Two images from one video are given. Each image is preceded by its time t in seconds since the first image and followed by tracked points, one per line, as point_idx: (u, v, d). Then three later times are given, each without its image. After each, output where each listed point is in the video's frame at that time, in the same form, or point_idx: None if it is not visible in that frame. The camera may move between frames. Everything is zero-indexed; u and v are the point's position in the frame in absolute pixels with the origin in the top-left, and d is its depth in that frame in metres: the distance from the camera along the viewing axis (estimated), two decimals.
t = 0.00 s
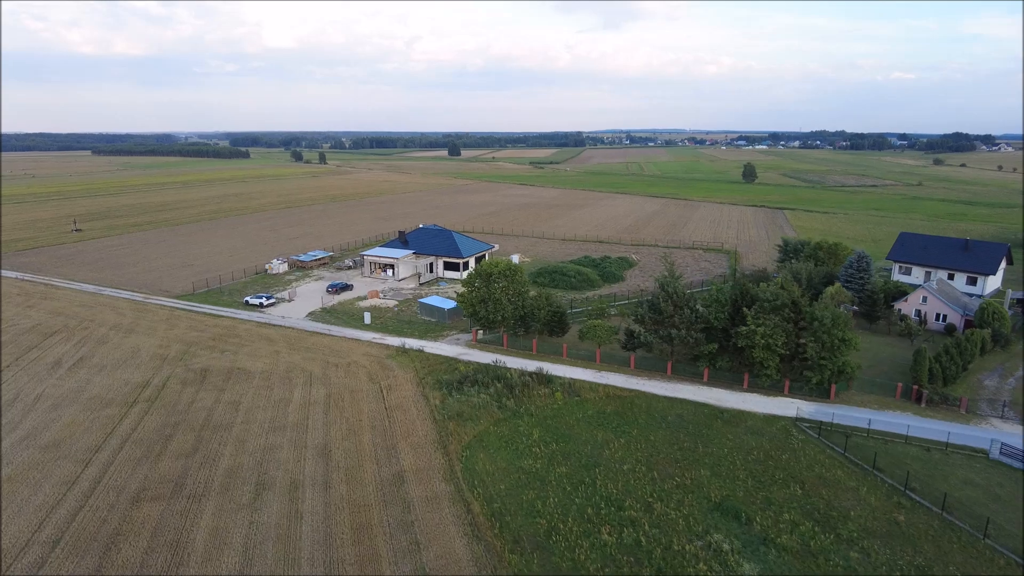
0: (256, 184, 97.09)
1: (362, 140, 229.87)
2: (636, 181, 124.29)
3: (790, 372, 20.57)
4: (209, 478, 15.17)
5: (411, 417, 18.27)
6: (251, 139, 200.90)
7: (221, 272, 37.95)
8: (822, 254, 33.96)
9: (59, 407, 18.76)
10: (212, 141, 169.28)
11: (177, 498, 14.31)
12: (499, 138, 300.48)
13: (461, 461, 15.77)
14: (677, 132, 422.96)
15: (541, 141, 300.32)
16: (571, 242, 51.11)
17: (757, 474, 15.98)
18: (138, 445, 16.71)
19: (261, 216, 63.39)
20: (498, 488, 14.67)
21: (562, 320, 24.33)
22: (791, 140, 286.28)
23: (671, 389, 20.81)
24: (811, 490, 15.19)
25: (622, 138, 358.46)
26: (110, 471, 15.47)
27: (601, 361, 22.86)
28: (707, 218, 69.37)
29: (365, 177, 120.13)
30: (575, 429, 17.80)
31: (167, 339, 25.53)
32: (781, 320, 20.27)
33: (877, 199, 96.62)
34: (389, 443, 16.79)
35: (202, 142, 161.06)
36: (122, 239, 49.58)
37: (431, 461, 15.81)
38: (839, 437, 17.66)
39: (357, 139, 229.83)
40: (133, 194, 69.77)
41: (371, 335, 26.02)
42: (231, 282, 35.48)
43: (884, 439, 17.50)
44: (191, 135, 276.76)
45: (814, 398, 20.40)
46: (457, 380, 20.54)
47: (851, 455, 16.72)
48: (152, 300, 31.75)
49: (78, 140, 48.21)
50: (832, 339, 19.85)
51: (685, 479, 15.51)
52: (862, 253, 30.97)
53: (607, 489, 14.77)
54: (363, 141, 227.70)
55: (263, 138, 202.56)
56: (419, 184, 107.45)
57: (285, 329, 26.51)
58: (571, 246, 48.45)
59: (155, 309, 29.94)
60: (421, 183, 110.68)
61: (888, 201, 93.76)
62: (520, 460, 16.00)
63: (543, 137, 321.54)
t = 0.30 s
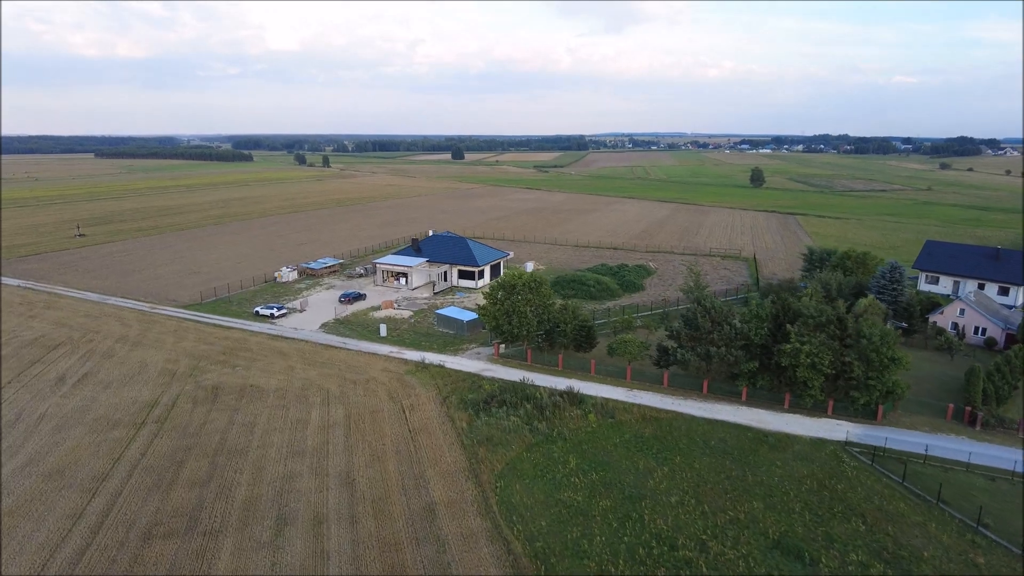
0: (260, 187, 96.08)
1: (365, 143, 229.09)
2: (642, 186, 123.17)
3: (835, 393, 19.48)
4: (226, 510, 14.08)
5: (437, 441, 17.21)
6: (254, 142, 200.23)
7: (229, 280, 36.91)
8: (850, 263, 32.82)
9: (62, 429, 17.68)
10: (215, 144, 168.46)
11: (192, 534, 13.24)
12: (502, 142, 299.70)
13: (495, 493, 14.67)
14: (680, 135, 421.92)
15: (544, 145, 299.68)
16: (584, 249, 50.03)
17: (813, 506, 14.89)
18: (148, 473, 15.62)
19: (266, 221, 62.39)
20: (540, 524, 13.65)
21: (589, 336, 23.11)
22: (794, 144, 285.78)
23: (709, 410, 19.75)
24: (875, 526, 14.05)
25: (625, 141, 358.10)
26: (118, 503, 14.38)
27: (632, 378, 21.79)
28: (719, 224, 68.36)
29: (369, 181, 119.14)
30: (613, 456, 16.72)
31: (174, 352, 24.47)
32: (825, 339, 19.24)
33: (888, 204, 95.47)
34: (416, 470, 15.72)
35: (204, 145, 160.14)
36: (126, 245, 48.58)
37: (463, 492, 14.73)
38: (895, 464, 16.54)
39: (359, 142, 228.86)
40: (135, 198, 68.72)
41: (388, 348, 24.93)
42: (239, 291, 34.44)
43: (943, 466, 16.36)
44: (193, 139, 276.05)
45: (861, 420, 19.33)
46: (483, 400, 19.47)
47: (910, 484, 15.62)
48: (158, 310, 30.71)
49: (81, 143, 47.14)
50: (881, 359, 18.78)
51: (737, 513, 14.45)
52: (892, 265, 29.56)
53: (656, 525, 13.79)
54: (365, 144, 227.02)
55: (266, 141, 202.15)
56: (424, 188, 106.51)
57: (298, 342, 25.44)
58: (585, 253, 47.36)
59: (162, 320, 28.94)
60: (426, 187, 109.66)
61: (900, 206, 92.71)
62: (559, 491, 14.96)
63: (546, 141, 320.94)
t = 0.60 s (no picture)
0: (263, 191, 95.12)
1: (366, 146, 228.38)
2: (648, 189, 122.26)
3: (884, 415, 18.32)
4: (244, 549, 12.96)
5: (467, 468, 16.11)
6: (255, 145, 199.28)
7: (236, 289, 35.81)
8: (880, 272, 31.74)
9: (65, 454, 16.56)
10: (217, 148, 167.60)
11: None
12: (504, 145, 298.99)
13: (536, 529, 13.64)
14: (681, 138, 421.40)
15: (546, 148, 298.96)
16: (598, 254, 48.98)
17: (878, 542, 13.75)
18: (157, 505, 14.49)
19: (272, 226, 61.39)
20: (587, 566, 12.57)
21: (618, 352, 21.95)
22: (796, 146, 285.00)
23: (751, 432, 18.63)
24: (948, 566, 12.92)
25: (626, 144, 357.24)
26: (126, 540, 13.26)
27: (666, 397, 20.67)
28: (731, 228, 67.36)
29: (373, 184, 118.19)
30: (656, 485, 15.64)
31: (183, 367, 23.37)
32: (874, 358, 18.12)
33: (899, 207, 94.49)
34: (447, 502, 14.61)
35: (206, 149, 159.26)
36: (130, 251, 47.54)
37: (500, 528, 13.63)
38: (959, 494, 15.40)
39: (361, 145, 228.05)
40: (138, 203, 67.74)
41: (406, 363, 23.83)
42: (248, 300, 33.35)
43: (1011, 496, 15.21)
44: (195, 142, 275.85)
45: (912, 443, 18.16)
46: (511, 421, 18.36)
47: (979, 517, 14.47)
48: (165, 321, 29.61)
49: (83, 147, 46.09)
50: (935, 380, 17.62)
51: (797, 551, 13.33)
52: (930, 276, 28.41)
53: (713, 567, 12.76)
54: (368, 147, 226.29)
55: (267, 144, 201.33)
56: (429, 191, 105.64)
57: (312, 356, 24.35)
58: (599, 259, 46.29)
59: (169, 332, 27.84)
60: (431, 190, 108.74)
61: (911, 210, 91.71)
62: (603, 527, 13.90)
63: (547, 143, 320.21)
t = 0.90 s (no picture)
0: (266, 193, 94.06)
1: (367, 148, 227.50)
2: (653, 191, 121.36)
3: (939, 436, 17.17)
4: None
5: (501, 495, 15.03)
6: (256, 146, 198.00)
7: (244, 297, 34.71)
8: (911, 280, 30.69)
9: (69, 481, 15.43)
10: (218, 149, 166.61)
11: None
12: (505, 146, 298.17)
13: (583, 569, 12.63)
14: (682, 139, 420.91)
15: (547, 150, 298.07)
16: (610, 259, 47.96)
17: None
18: (169, 540, 13.38)
19: (276, 229, 60.35)
20: None
21: (650, 366, 20.88)
22: (798, 147, 284.48)
23: (797, 454, 17.54)
24: None
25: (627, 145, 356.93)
26: None
27: (703, 415, 19.58)
28: (742, 231, 66.36)
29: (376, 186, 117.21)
30: (704, 516, 14.59)
31: (191, 382, 22.25)
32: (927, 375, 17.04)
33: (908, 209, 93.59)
34: (483, 535, 13.54)
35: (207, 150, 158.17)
36: (133, 256, 46.44)
37: (544, 567, 12.57)
38: None
39: (362, 146, 227.08)
40: (140, 205, 66.65)
41: (425, 378, 22.70)
42: (256, 308, 32.25)
43: None
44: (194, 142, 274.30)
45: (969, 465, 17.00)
46: (543, 443, 17.28)
47: None
48: (171, 331, 28.49)
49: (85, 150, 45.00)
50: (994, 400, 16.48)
51: None
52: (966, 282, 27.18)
53: None
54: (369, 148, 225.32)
55: (268, 146, 200.25)
56: (433, 193, 104.63)
57: (326, 370, 23.26)
58: (613, 264, 45.25)
59: (176, 343, 26.73)
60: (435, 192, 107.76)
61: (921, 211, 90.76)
62: (655, 566, 12.88)
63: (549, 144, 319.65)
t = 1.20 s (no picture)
0: (268, 194, 92.86)
1: (368, 148, 226.33)
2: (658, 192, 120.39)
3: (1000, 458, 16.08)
4: None
5: (540, 526, 13.97)
6: (256, 146, 196.67)
7: (251, 303, 33.57)
8: (943, 287, 29.62)
9: (73, 509, 14.32)
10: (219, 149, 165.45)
11: None
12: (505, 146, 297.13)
13: None
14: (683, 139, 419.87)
15: (548, 149, 297.06)
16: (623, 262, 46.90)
17: None
18: None
19: (280, 231, 59.20)
20: None
21: (685, 382, 19.75)
22: (800, 147, 283.69)
23: (847, 477, 16.49)
24: None
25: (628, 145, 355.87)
26: None
27: (743, 433, 18.52)
28: (753, 233, 65.30)
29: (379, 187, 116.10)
30: (759, 548, 13.54)
31: (200, 397, 21.13)
32: (988, 394, 15.97)
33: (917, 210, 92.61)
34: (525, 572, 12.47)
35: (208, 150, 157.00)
36: (135, 259, 45.27)
37: None
38: None
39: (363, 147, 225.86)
40: (141, 207, 65.46)
41: (446, 392, 21.63)
42: (264, 316, 31.10)
43: None
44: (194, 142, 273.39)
45: None
46: (579, 467, 16.21)
47: None
48: (176, 340, 27.35)
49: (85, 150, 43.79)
50: None
51: None
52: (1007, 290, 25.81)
53: None
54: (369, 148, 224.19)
55: (269, 146, 198.99)
56: (437, 194, 103.50)
57: (341, 383, 22.15)
58: (627, 268, 44.20)
59: (182, 353, 25.59)
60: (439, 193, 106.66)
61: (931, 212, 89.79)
62: None
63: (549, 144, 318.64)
